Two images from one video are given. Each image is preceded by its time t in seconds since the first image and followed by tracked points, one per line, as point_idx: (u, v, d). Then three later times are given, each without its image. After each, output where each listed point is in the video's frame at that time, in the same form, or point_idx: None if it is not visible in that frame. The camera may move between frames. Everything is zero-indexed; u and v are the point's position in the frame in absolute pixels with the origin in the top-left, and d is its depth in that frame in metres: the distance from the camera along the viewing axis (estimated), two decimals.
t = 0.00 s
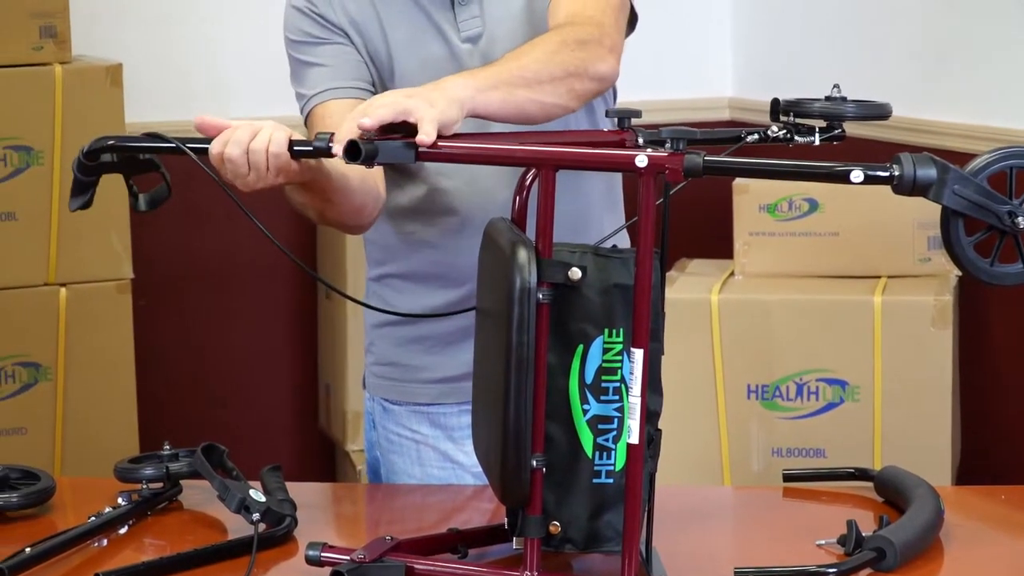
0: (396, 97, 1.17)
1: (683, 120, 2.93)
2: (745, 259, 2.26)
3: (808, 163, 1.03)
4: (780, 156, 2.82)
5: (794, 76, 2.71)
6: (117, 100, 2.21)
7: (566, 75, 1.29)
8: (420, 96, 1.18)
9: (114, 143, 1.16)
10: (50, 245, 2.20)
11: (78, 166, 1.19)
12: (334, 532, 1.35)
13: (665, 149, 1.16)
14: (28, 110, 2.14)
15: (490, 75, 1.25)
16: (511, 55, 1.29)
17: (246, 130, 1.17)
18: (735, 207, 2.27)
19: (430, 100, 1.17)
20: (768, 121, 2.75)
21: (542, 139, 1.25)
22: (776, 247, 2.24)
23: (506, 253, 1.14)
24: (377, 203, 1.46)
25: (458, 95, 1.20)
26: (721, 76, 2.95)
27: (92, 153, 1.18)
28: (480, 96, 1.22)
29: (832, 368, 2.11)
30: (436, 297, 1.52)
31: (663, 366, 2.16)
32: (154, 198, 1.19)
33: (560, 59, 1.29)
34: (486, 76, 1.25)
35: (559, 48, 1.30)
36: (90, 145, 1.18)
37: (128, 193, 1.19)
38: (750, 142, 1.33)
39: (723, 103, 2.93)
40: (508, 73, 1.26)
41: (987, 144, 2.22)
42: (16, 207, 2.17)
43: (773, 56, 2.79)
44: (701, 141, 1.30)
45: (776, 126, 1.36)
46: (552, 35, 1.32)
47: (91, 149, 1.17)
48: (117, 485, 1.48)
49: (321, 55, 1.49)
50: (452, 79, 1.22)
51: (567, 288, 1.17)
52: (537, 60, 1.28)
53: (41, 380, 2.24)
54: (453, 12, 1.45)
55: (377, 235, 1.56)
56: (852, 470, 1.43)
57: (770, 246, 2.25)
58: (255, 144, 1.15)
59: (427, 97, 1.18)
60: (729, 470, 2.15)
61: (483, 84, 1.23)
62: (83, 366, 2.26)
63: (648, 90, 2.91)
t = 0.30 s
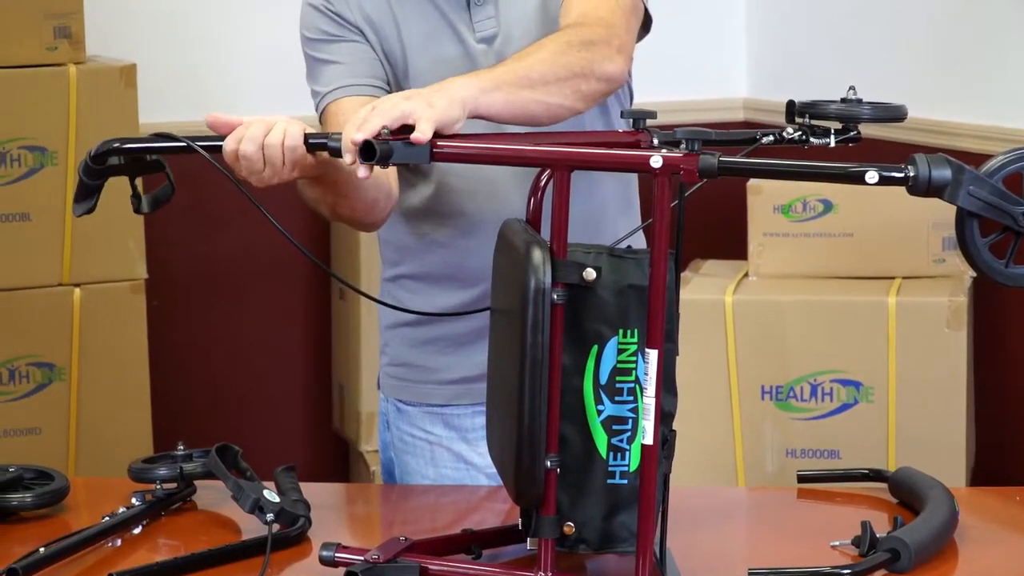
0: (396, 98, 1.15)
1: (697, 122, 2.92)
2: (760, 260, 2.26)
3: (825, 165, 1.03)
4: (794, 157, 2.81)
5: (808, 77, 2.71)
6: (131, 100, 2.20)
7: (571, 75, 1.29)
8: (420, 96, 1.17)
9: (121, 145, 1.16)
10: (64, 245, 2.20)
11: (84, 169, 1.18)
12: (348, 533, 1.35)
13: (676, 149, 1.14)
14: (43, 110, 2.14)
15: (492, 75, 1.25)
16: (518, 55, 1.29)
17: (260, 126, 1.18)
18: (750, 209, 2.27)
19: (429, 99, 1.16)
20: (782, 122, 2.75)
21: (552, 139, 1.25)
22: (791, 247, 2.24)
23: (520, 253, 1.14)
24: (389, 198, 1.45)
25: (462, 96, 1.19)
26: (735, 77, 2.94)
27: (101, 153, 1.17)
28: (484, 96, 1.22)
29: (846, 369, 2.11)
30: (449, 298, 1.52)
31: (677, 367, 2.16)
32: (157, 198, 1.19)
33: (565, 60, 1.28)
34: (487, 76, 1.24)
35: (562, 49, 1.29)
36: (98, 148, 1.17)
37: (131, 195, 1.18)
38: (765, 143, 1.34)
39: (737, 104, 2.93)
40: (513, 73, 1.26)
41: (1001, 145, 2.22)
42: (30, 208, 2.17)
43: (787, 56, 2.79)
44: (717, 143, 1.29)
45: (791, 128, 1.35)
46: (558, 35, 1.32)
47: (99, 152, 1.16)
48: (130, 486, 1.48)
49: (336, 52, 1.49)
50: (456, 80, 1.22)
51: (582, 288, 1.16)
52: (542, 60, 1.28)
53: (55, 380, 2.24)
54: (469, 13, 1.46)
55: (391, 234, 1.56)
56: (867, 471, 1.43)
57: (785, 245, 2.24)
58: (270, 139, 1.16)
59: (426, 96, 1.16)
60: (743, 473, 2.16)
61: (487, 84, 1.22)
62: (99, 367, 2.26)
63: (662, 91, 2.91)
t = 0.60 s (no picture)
0: (394, 104, 1.15)
1: (711, 123, 2.92)
2: (773, 262, 2.26)
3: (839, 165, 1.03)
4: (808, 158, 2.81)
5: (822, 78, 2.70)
6: (144, 101, 2.21)
7: (572, 75, 1.25)
8: (418, 98, 1.16)
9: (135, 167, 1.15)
10: (78, 245, 2.20)
11: (99, 193, 1.17)
12: (361, 534, 1.35)
13: (689, 150, 1.14)
14: (58, 111, 2.15)
15: (490, 75, 1.22)
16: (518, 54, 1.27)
17: (275, 138, 1.18)
18: (763, 210, 2.27)
19: (426, 101, 1.16)
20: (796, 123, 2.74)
21: (556, 142, 1.23)
22: (804, 248, 2.24)
23: (534, 254, 1.13)
24: (404, 200, 1.45)
25: (457, 96, 1.17)
26: (749, 77, 2.94)
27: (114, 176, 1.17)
28: (480, 98, 1.20)
29: (859, 370, 2.11)
30: (458, 301, 1.52)
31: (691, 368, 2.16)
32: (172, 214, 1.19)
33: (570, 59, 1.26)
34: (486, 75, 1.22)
35: (562, 49, 1.26)
36: (111, 171, 1.16)
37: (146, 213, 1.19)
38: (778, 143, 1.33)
39: (751, 105, 2.93)
40: (513, 71, 1.24)
41: (1015, 146, 2.21)
42: (43, 208, 2.17)
43: (800, 57, 2.79)
44: (730, 143, 1.29)
45: (804, 128, 1.35)
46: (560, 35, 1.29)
47: (114, 175, 1.16)
48: (143, 486, 1.48)
49: (347, 52, 1.49)
50: (450, 81, 1.20)
51: (595, 289, 1.16)
52: (540, 60, 1.25)
53: (68, 380, 2.25)
54: (476, 14, 1.45)
55: (401, 237, 1.56)
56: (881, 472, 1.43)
57: (798, 247, 2.24)
58: (286, 149, 1.16)
59: (422, 99, 1.16)
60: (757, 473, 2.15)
61: (484, 85, 1.20)
62: (112, 369, 2.27)
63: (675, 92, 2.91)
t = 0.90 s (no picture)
0: (406, 107, 1.15)
1: (723, 125, 2.92)
2: (786, 262, 2.25)
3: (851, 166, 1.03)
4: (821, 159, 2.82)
5: (835, 79, 2.70)
6: (156, 102, 2.20)
7: (587, 75, 1.25)
8: (431, 99, 1.16)
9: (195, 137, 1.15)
10: (90, 245, 2.20)
11: (158, 157, 1.18)
12: (373, 535, 1.34)
13: (703, 151, 1.14)
14: (71, 112, 2.15)
15: (504, 74, 1.22)
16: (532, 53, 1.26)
17: (324, 137, 1.16)
18: (776, 211, 2.27)
19: (439, 101, 1.16)
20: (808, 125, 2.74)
21: (569, 143, 1.22)
22: (816, 250, 2.24)
23: (546, 256, 1.13)
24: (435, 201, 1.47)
25: (470, 96, 1.17)
26: (761, 79, 2.94)
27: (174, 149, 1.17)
28: (494, 98, 1.20)
29: (872, 372, 2.10)
30: (468, 303, 1.51)
31: (704, 370, 2.16)
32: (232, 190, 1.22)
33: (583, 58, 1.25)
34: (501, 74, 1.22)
35: (581, 49, 1.26)
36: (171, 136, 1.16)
37: (206, 186, 1.21)
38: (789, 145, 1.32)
39: (763, 107, 2.93)
40: (527, 70, 1.23)
41: None
42: (56, 209, 2.17)
43: (812, 58, 2.79)
44: (744, 145, 1.30)
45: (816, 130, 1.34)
46: (575, 35, 1.28)
47: (172, 142, 1.16)
48: (155, 487, 1.48)
49: (364, 53, 1.49)
50: (464, 80, 1.20)
51: (608, 291, 1.16)
52: (555, 60, 1.25)
53: (81, 381, 2.25)
54: (489, 15, 1.46)
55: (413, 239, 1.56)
56: (893, 474, 1.44)
57: (810, 249, 2.24)
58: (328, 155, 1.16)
59: (435, 100, 1.16)
60: (769, 475, 2.15)
61: (498, 85, 1.20)
62: (124, 369, 2.27)
63: (688, 93, 2.90)
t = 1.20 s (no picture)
0: (417, 107, 1.14)
1: (734, 126, 2.92)
2: (797, 263, 2.26)
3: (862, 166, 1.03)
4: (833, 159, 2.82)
5: (845, 80, 2.70)
6: (167, 101, 2.21)
7: (598, 77, 1.25)
8: (442, 101, 1.15)
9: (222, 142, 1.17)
10: (101, 244, 2.20)
11: (185, 169, 1.21)
12: (384, 535, 1.34)
13: (714, 151, 1.13)
14: (83, 112, 2.15)
15: (515, 76, 1.21)
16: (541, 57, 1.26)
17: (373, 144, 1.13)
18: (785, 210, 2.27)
19: (450, 103, 1.14)
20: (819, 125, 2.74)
21: (581, 143, 1.22)
22: (827, 250, 2.24)
23: (557, 256, 1.13)
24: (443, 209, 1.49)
25: (481, 97, 1.17)
26: (772, 80, 2.94)
27: (202, 164, 1.21)
28: (505, 98, 1.19)
29: (883, 372, 2.11)
30: (479, 301, 1.52)
31: (714, 370, 2.16)
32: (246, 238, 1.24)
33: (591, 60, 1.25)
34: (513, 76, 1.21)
35: (591, 51, 1.25)
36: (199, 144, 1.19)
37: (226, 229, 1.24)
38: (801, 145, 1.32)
39: (774, 107, 2.93)
40: (538, 72, 1.23)
41: None
42: (66, 209, 2.18)
43: (822, 59, 2.79)
44: (756, 145, 1.29)
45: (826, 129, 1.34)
46: (587, 38, 1.28)
47: (200, 149, 1.19)
48: (165, 487, 1.48)
49: (379, 51, 1.49)
50: (475, 82, 1.19)
51: (619, 291, 1.16)
52: (567, 63, 1.24)
53: (91, 381, 2.25)
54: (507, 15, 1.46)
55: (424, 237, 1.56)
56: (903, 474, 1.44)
57: (820, 249, 2.24)
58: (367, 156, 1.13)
59: (445, 101, 1.15)
60: (779, 474, 2.16)
61: (510, 87, 1.20)
62: (135, 369, 2.27)
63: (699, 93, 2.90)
